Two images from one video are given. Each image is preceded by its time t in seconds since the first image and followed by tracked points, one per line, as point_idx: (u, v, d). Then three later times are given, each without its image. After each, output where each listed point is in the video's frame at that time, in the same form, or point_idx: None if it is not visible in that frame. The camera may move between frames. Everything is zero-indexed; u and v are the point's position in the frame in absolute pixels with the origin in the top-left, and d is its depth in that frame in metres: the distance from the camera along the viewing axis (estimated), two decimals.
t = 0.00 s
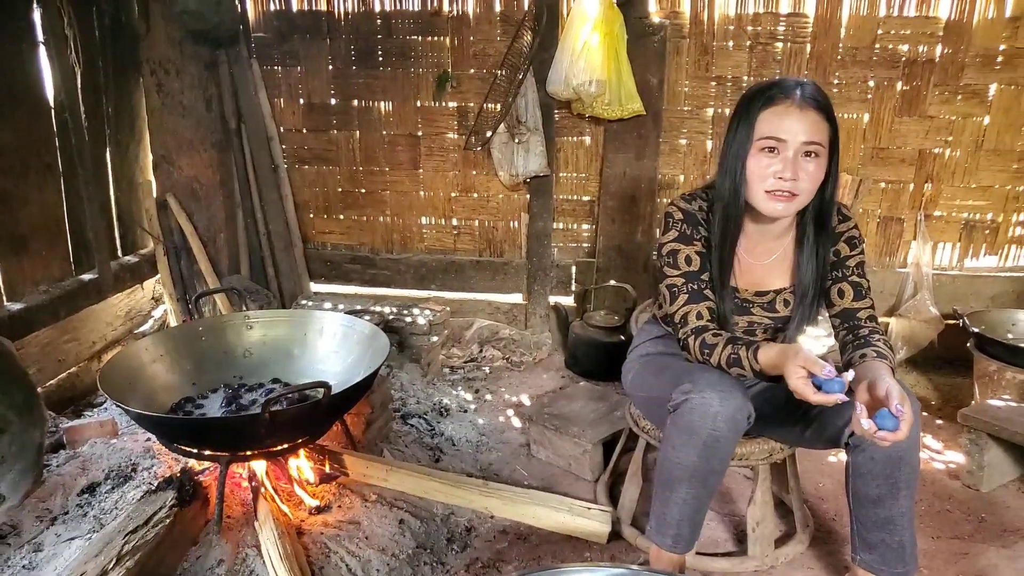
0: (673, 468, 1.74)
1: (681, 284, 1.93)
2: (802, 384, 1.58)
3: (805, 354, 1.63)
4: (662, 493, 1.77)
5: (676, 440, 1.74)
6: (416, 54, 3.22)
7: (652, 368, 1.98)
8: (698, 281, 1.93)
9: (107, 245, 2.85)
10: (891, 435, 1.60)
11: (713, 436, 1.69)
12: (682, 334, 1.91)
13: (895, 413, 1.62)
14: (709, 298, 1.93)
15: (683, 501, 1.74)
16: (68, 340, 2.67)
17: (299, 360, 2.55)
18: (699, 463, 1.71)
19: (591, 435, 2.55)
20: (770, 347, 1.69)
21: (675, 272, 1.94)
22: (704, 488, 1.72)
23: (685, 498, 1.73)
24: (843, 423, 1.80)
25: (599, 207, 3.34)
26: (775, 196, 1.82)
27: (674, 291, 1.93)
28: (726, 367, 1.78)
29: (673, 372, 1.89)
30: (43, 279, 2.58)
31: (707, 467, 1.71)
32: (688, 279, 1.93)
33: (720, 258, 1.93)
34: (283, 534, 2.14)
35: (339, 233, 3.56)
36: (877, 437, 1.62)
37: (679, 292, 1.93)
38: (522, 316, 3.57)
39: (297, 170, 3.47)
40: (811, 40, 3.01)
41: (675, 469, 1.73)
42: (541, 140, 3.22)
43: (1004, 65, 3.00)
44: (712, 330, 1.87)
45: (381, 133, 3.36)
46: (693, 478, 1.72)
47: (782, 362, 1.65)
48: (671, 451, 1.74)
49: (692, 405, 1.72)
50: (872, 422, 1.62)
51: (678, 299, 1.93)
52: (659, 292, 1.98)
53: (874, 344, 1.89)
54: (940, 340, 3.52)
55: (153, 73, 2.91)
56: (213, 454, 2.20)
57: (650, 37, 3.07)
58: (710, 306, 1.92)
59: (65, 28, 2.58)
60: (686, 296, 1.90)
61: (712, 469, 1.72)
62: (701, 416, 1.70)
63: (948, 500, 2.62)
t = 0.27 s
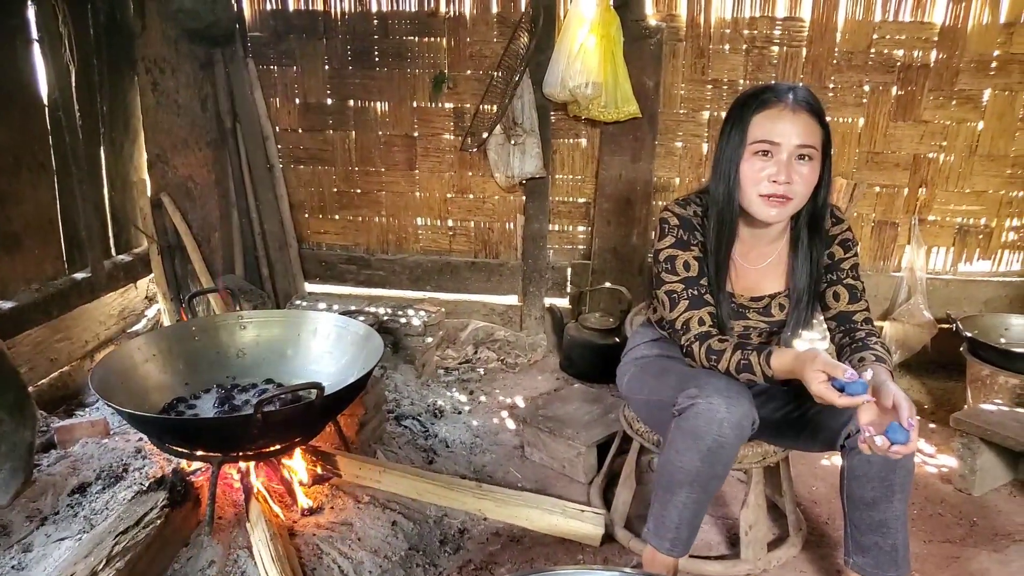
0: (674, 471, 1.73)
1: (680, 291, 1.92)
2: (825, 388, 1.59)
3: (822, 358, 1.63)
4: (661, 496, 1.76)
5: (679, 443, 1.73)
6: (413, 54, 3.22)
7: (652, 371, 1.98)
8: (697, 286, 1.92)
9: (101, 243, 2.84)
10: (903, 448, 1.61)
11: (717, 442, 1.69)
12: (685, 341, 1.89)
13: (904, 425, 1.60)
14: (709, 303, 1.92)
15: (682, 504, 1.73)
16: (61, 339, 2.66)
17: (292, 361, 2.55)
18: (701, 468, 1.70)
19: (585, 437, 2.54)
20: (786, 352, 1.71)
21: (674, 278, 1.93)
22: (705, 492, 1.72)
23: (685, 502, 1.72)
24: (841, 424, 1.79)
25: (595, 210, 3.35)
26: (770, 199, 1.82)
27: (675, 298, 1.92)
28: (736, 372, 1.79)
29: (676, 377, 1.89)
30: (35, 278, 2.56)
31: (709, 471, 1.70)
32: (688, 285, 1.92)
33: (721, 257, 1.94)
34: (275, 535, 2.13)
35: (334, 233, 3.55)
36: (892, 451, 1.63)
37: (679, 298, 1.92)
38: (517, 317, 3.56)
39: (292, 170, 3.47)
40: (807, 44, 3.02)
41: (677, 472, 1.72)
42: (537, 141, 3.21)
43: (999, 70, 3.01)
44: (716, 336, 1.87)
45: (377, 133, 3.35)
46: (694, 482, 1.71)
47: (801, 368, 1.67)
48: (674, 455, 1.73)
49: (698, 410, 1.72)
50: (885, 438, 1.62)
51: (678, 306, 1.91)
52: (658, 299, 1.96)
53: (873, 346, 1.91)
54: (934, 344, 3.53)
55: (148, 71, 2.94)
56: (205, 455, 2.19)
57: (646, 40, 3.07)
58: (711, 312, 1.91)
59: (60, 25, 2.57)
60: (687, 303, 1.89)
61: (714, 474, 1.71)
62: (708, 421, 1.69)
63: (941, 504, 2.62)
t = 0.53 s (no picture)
0: (675, 473, 1.73)
1: (677, 296, 1.89)
2: (835, 386, 1.59)
3: (829, 356, 1.63)
4: (660, 497, 1.76)
5: (682, 446, 1.72)
6: (407, 55, 3.21)
7: (654, 372, 1.97)
8: (694, 291, 1.90)
9: (93, 244, 2.83)
10: (863, 456, 1.63)
11: (720, 446, 1.69)
12: (685, 347, 1.87)
13: (864, 434, 1.65)
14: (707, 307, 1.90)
15: (682, 507, 1.73)
16: (52, 340, 2.65)
17: (285, 362, 2.54)
18: (703, 471, 1.70)
19: (579, 437, 2.54)
20: (792, 350, 1.69)
21: (670, 284, 1.90)
22: (705, 495, 1.72)
23: (685, 504, 1.73)
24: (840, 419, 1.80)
25: (589, 210, 3.34)
26: (763, 201, 1.82)
27: (672, 303, 1.89)
28: (741, 375, 1.77)
29: (679, 380, 1.88)
30: (27, 279, 2.55)
31: (710, 475, 1.71)
32: (684, 290, 1.90)
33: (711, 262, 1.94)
34: (268, 536, 2.12)
35: (328, 233, 3.54)
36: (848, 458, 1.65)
37: (676, 304, 1.89)
38: (511, 318, 3.56)
39: (286, 170, 3.46)
40: (801, 45, 3.03)
41: (678, 475, 1.72)
42: (531, 141, 3.21)
43: (991, 71, 3.02)
44: (716, 340, 1.85)
45: (371, 133, 3.35)
46: (695, 485, 1.71)
47: (806, 366, 1.66)
48: (675, 457, 1.73)
49: (702, 414, 1.71)
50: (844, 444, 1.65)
51: (676, 311, 1.89)
52: (654, 306, 1.94)
53: (871, 343, 1.91)
54: (927, 344, 3.54)
55: (141, 71, 2.93)
56: (198, 456, 2.18)
57: (640, 40, 3.07)
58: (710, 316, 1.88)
59: (51, 25, 2.56)
60: (685, 309, 1.86)
61: (715, 478, 1.72)
62: (712, 425, 1.69)
63: (934, 503, 2.63)
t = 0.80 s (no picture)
0: (686, 476, 1.73)
1: (681, 303, 1.86)
2: (850, 393, 1.59)
3: (842, 363, 1.62)
4: (669, 499, 1.76)
5: (695, 449, 1.72)
6: (402, 54, 3.21)
7: (662, 374, 1.97)
8: (698, 297, 1.86)
9: (89, 244, 2.83)
10: (874, 465, 1.65)
11: (735, 450, 1.69)
12: (696, 353, 1.85)
13: (873, 443, 1.65)
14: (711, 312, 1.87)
15: (691, 509, 1.74)
16: (49, 340, 2.65)
17: (282, 362, 2.54)
18: (715, 475, 1.71)
19: (575, 437, 2.54)
20: (804, 354, 1.69)
21: (672, 292, 1.87)
22: (714, 498, 1.73)
23: (694, 507, 1.73)
24: (842, 417, 1.80)
25: (586, 209, 3.34)
26: (759, 206, 1.81)
27: (676, 311, 1.86)
28: (754, 380, 1.76)
29: (690, 383, 1.88)
30: (23, 279, 2.55)
31: (722, 478, 1.71)
32: (687, 297, 1.87)
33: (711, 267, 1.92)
34: (264, 535, 2.12)
35: (324, 233, 3.54)
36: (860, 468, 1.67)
37: (681, 311, 1.86)
38: (508, 317, 3.56)
39: (282, 170, 3.45)
40: (797, 43, 3.02)
41: (690, 478, 1.72)
42: (527, 141, 3.21)
43: (988, 69, 3.02)
44: (724, 344, 1.83)
45: (367, 132, 3.34)
46: (706, 488, 1.71)
47: (820, 371, 1.65)
48: (688, 460, 1.73)
49: (719, 418, 1.71)
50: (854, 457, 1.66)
51: (681, 319, 1.86)
52: (657, 314, 1.91)
53: (872, 341, 1.91)
54: (924, 343, 3.54)
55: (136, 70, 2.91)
56: (193, 455, 2.18)
57: (636, 38, 3.07)
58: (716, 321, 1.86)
59: (46, 24, 2.55)
60: (691, 316, 1.84)
61: (726, 481, 1.72)
62: (729, 429, 1.69)
63: (930, 502, 2.63)
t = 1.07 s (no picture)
0: (684, 474, 1.73)
1: (675, 302, 1.88)
2: (858, 381, 1.60)
3: (847, 353, 1.64)
4: (667, 497, 1.76)
5: (693, 446, 1.72)
6: (397, 53, 3.21)
7: (659, 373, 1.97)
8: (691, 295, 1.89)
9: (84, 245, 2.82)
10: (844, 468, 1.63)
11: (733, 447, 1.69)
12: (691, 350, 1.85)
13: (848, 445, 1.63)
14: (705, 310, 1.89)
15: (688, 507, 1.73)
16: (44, 342, 2.65)
17: (278, 362, 2.54)
18: (714, 472, 1.71)
19: (572, 435, 2.55)
20: (808, 347, 1.71)
21: (666, 289, 1.89)
22: (712, 496, 1.73)
23: (692, 505, 1.73)
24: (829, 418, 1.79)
25: (581, 208, 3.35)
26: (748, 208, 1.82)
27: (670, 309, 1.87)
28: (754, 375, 1.77)
29: (687, 381, 1.88)
30: (18, 281, 2.54)
31: (720, 476, 1.71)
32: (682, 295, 1.88)
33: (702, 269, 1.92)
34: (261, 535, 2.12)
35: (320, 233, 3.54)
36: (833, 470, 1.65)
37: (675, 309, 1.87)
38: (505, 317, 3.57)
39: (278, 170, 3.45)
40: (792, 41, 3.03)
41: (688, 476, 1.72)
42: (522, 139, 3.21)
43: (982, 65, 3.02)
44: (722, 342, 1.83)
45: (362, 132, 3.34)
46: (704, 485, 1.71)
47: (825, 362, 1.67)
48: (686, 458, 1.72)
49: (717, 415, 1.71)
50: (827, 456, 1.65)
51: (676, 317, 1.87)
52: (650, 313, 1.91)
53: (861, 339, 1.91)
54: (920, 339, 3.55)
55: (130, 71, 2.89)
56: (189, 456, 2.18)
57: (631, 36, 3.07)
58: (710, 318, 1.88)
59: (39, 25, 2.55)
60: (686, 313, 1.85)
61: (724, 479, 1.72)
62: (727, 426, 1.69)
63: (926, 497, 2.64)
